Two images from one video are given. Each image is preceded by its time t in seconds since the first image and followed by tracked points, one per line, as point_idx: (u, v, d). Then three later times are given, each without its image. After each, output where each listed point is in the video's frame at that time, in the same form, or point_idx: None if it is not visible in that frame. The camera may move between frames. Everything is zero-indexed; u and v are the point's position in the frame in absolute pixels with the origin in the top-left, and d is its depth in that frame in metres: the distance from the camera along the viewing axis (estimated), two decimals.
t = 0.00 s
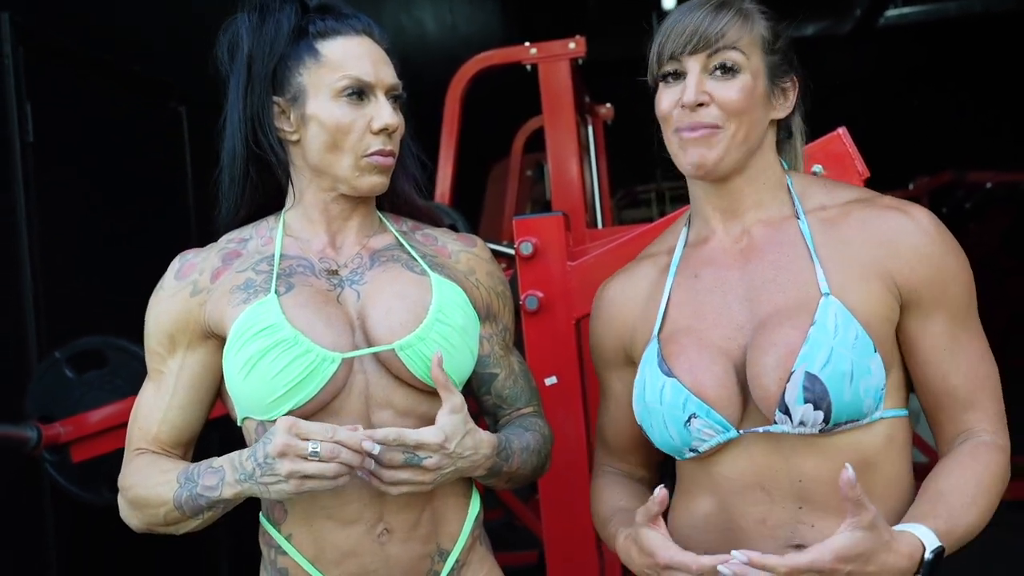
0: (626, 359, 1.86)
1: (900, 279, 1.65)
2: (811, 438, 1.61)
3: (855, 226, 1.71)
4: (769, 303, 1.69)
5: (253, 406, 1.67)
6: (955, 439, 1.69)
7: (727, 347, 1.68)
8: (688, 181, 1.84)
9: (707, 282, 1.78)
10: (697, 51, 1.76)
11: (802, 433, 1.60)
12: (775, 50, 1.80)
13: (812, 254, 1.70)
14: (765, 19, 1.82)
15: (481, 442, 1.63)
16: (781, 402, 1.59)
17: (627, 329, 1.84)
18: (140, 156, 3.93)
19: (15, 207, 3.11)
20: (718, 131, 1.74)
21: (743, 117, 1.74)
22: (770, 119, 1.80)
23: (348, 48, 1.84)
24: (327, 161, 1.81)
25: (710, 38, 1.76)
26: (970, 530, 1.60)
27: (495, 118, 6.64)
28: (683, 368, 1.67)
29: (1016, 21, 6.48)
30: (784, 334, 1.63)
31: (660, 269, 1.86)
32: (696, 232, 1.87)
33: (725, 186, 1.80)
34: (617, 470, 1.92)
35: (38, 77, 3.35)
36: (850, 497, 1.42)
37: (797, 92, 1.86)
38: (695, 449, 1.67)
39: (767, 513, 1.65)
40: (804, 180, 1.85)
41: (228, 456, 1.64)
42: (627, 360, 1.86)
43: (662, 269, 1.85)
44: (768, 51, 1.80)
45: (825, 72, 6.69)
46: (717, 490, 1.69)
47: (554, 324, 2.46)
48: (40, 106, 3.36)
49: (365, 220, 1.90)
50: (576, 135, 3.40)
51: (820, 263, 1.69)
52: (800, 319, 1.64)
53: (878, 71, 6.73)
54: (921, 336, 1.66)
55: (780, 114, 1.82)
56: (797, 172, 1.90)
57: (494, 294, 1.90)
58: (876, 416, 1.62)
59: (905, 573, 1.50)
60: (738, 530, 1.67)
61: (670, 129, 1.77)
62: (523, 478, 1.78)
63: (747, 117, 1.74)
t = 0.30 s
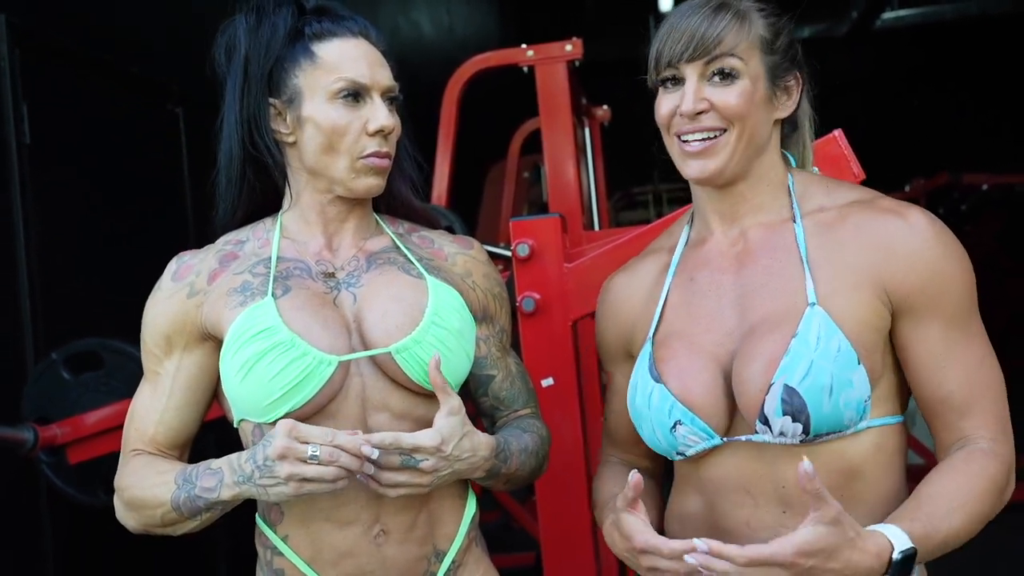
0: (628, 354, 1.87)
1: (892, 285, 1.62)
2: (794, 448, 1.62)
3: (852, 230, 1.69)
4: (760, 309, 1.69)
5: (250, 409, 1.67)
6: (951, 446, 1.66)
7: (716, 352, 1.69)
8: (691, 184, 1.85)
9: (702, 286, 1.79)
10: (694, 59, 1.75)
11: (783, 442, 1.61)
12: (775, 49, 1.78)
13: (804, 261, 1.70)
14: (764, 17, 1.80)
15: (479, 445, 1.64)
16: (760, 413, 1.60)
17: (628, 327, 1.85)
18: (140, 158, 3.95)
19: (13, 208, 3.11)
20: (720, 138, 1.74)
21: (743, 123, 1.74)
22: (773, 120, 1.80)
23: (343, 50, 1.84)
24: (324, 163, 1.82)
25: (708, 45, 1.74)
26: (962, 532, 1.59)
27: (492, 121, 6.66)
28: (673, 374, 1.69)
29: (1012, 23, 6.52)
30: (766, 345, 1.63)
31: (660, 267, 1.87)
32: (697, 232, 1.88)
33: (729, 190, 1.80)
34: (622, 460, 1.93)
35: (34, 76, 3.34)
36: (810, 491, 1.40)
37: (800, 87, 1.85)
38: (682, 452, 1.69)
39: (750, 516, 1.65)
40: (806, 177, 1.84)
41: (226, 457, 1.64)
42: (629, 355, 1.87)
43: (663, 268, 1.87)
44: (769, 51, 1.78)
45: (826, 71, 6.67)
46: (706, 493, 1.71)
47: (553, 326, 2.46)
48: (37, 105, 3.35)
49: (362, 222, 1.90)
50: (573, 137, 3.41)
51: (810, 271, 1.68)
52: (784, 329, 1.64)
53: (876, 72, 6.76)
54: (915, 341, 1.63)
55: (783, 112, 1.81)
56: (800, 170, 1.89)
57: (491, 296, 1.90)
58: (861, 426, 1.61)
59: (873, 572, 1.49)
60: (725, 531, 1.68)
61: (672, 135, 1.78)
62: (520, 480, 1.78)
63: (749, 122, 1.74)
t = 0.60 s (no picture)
0: (630, 351, 1.88)
1: (888, 296, 1.61)
2: (791, 455, 1.62)
3: (849, 240, 1.68)
4: (755, 319, 1.69)
5: (249, 408, 1.67)
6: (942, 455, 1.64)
7: (712, 356, 1.69)
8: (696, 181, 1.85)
9: (703, 287, 1.79)
10: (703, 46, 1.76)
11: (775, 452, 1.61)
12: (786, 47, 1.79)
13: (802, 268, 1.69)
14: (777, 14, 1.80)
15: (477, 447, 1.64)
16: (753, 422, 1.61)
17: (630, 326, 1.86)
18: (142, 159, 3.97)
19: (13, 207, 3.12)
20: (722, 126, 1.74)
21: (747, 112, 1.73)
22: (779, 117, 1.80)
23: (342, 49, 1.84)
24: (322, 163, 1.82)
25: (717, 32, 1.75)
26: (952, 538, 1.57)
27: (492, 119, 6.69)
28: (671, 376, 1.70)
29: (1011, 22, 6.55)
30: (756, 356, 1.63)
31: (664, 263, 1.89)
32: (701, 229, 1.90)
33: (727, 182, 1.80)
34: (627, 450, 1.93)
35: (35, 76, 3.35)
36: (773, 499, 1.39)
37: (809, 91, 1.85)
38: (677, 455, 1.71)
39: (745, 517, 1.66)
40: (811, 177, 1.83)
41: (226, 455, 1.65)
42: (632, 352, 1.88)
43: (668, 263, 1.89)
44: (779, 48, 1.78)
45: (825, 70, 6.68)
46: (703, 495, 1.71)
47: (554, 326, 2.46)
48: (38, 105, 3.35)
49: (362, 223, 1.91)
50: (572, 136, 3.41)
51: (808, 278, 1.68)
52: (781, 339, 1.63)
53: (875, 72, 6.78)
54: (909, 351, 1.62)
55: (789, 112, 1.81)
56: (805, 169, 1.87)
57: (490, 296, 1.90)
58: (856, 434, 1.61)
59: None
60: (722, 533, 1.68)
61: (675, 122, 1.78)
62: (519, 480, 1.79)
63: (752, 112, 1.73)
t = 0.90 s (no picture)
0: (624, 347, 1.87)
1: (900, 287, 1.63)
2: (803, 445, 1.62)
3: (860, 235, 1.70)
4: (768, 309, 1.69)
5: (249, 405, 1.68)
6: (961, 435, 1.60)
7: (725, 350, 1.69)
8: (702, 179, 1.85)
9: (709, 283, 1.79)
10: (723, 45, 1.76)
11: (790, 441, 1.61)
12: (798, 52, 1.81)
13: (813, 262, 1.70)
14: (792, 19, 1.82)
15: (476, 442, 1.64)
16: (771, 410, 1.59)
17: (626, 322, 1.86)
18: (141, 158, 3.98)
19: (13, 207, 3.12)
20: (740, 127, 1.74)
21: (765, 114, 1.74)
22: (788, 120, 1.82)
23: (341, 49, 1.84)
24: (322, 162, 1.82)
25: (738, 32, 1.76)
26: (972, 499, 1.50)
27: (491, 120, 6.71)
28: (680, 367, 1.69)
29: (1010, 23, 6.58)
30: (775, 343, 1.63)
31: (664, 262, 1.88)
32: (704, 228, 1.90)
33: (739, 184, 1.81)
34: (609, 452, 1.93)
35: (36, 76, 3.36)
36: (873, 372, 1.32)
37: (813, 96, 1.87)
38: (686, 448, 1.69)
39: (752, 513, 1.65)
40: (814, 182, 1.85)
41: (223, 452, 1.65)
42: (625, 348, 1.87)
43: (667, 261, 1.88)
44: (794, 52, 1.80)
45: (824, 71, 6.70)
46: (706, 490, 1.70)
47: (554, 327, 2.47)
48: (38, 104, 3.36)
49: (362, 221, 1.91)
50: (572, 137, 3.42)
51: (820, 272, 1.69)
52: (797, 328, 1.64)
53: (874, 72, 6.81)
54: (923, 338, 1.62)
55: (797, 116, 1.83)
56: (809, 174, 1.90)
57: (490, 294, 1.90)
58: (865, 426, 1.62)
59: (915, 479, 1.40)
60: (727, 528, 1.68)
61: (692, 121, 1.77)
62: (519, 478, 1.79)
63: (768, 115, 1.74)
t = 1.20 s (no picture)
0: (621, 352, 1.86)
1: (901, 285, 1.65)
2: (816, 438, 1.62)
3: (860, 234, 1.72)
4: (777, 304, 1.70)
5: (252, 405, 1.67)
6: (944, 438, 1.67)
7: (735, 345, 1.69)
8: (702, 181, 1.84)
9: (714, 281, 1.79)
10: (729, 58, 1.75)
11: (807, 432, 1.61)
12: (796, 57, 1.81)
13: (819, 258, 1.72)
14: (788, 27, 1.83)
15: (477, 445, 1.64)
16: (790, 401, 1.59)
17: (625, 324, 1.84)
18: (141, 159, 3.98)
19: (12, 207, 3.12)
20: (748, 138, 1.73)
21: (770, 124, 1.74)
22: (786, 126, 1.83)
23: (346, 50, 1.84)
24: (326, 162, 1.82)
25: (744, 45, 1.74)
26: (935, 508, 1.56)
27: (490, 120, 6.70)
28: (693, 363, 1.67)
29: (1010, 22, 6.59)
30: (789, 335, 1.64)
31: (660, 265, 1.87)
32: (699, 231, 1.88)
33: (744, 190, 1.81)
34: (603, 463, 1.92)
35: (36, 77, 3.35)
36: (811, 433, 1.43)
37: (807, 98, 1.88)
38: (699, 444, 1.67)
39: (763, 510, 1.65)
40: (808, 188, 1.87)
41: (224, 451, 1.65)
42: (622, 353, 1.86)
43: (665, 264, 1.87)
44: (792, 58, 1.80)
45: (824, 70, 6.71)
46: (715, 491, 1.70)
47: (553, 327, 2.47)
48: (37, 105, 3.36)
49: (364, 222, 1.91)
50: (571, 137, 3.42)
51: (827, 267, 1.70)
52: (812, 320, 1.64)
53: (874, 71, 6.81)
54: (914, 341, 1.68)
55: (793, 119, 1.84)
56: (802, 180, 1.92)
57: (492, 296, 1.91)
58: (875, 419, 1.63)
59: (878, 516, 1.49)
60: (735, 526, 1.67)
61: (698, 132, 1.75)
62: (519, 478, 1.79)
63: (774, 124, 1.74)
